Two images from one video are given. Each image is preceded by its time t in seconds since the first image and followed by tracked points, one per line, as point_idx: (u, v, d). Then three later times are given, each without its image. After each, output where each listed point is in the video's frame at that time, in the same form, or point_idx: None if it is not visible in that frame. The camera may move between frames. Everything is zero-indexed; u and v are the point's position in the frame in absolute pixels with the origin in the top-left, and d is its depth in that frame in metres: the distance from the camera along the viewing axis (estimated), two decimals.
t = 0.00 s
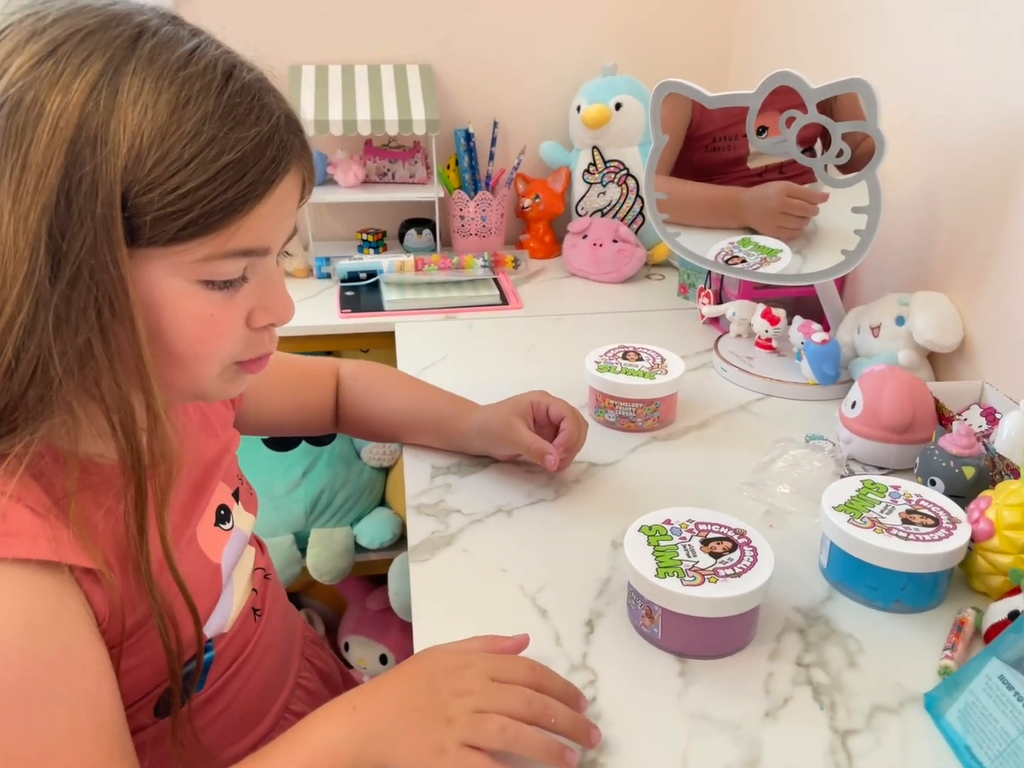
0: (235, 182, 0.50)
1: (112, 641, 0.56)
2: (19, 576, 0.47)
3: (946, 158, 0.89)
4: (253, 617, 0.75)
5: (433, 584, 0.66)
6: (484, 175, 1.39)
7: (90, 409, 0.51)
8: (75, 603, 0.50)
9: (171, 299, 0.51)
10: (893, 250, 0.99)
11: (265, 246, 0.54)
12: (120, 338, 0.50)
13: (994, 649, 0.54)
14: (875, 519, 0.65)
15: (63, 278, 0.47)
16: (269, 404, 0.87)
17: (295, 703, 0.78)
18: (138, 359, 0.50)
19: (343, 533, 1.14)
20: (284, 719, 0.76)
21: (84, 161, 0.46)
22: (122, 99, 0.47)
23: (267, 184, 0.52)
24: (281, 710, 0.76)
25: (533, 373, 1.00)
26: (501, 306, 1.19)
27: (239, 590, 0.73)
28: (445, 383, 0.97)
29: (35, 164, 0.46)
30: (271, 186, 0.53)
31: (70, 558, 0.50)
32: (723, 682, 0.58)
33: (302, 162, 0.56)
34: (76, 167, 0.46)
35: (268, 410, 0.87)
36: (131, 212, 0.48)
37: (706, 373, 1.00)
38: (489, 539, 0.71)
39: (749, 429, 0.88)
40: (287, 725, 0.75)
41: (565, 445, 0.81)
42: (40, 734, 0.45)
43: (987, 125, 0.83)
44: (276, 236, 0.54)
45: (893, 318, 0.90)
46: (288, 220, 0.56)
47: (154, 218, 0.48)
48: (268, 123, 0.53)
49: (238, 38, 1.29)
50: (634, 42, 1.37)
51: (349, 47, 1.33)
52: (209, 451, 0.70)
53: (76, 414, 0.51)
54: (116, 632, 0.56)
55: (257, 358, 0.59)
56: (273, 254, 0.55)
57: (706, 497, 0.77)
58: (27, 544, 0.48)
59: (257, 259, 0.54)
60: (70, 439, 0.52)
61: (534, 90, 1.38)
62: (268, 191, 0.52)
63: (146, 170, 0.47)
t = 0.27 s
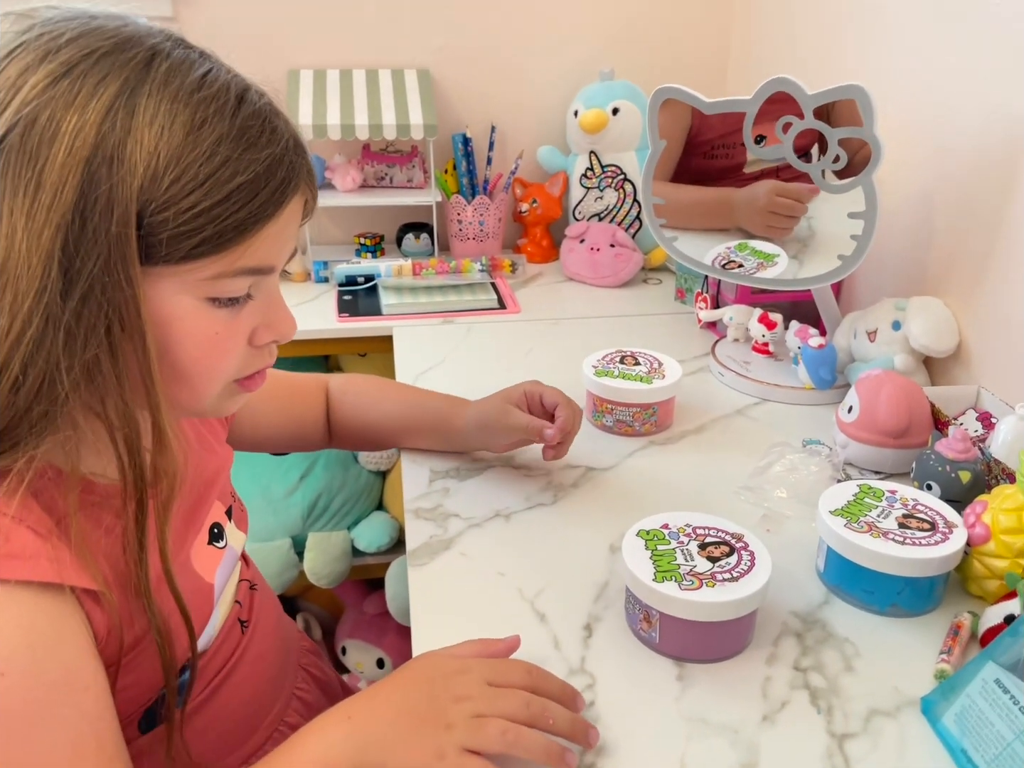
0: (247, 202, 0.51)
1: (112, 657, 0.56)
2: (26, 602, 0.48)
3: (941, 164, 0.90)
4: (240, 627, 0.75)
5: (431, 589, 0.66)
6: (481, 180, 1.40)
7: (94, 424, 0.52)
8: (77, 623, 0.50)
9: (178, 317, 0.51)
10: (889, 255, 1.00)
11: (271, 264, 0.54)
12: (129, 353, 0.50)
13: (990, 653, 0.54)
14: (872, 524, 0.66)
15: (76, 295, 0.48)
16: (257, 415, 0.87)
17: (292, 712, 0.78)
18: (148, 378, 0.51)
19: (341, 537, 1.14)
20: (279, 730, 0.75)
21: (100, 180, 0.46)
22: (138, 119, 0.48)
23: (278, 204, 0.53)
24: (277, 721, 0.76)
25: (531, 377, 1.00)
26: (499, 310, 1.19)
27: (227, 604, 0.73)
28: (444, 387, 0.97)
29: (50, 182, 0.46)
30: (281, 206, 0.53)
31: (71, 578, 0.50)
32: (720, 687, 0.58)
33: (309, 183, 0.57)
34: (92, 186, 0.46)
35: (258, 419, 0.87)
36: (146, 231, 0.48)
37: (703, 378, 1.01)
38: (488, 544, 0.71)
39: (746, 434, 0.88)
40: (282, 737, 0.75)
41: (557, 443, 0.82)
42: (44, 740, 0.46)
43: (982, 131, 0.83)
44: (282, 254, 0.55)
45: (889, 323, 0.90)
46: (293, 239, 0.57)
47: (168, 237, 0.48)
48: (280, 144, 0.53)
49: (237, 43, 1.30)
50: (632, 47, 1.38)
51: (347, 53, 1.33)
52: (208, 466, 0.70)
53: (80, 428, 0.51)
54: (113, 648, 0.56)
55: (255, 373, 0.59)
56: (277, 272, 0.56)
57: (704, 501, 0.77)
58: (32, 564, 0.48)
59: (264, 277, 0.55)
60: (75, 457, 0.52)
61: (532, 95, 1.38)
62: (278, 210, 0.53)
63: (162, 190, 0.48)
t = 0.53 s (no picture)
0: (248, 209, 0.51)
1: (112, 664, 0.56)
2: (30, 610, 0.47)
3: (940, 167, 0.90)
4: (239, 632, 0.75)
5: (432, 591, 0.66)
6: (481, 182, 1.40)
7: (96, 430, 0.52)
8: (80, 630, 0.50)
9: (180, 324, 0.51)
10: (888, 258, 1.00)
11: (271, 271, 0.55)
12: (130, 361, 0.50)
13: (990, 654, 0.54)
14: (873, 526, 0.66)
15: (78, 302, 0.48)
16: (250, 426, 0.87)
17: (292, 716, 0.78)
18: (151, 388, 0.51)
19: (340, 539, 1.14)
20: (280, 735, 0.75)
21: (103, 187, 0.46)
22: (141, 126, 0.48)
23: (278, 211, 0.53)
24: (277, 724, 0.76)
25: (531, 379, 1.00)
26: (499, 313, 1.19)
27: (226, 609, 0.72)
28: (444, 389, 0.97)
29: (53, 188, 0.46)
30: (281, 213, 0.54)
31: (75, 585, 0.50)
32: (721, 688, 0.58)
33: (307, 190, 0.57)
34: (95, 193, 0.46)
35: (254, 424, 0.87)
36: (149, 238, 0.48)
37: (703, 380, 1.01)
38: (488, 546, 0.71)
39: (747, 436, 0.88)
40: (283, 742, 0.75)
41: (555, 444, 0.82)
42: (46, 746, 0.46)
43: (981, 134, 0.83)
44: (280, 261, 0.56)
45: (889, 325, 0.91)
46: (292, 247, 0.57)
47: (171, 244, 0.49)
48: (280, 152, 0.54)
49: (237, 45, 1.30)
50: (631, 49, 1.38)
51: (347, 55, 1.33)
52: (208, 472, 0.70)
53: (82, 435, 0.51)
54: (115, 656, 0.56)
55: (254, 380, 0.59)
56: (277, 278, 0.56)
57: (704, 503, 0.77)
58: (35, 570, 0.48)
59: (263, 283, 0.55)
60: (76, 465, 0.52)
61: (531, 97, 1.39)
62: (278, 218, 0.53)
63: (165, 196, 0.48)
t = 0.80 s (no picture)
0: (251, 196, 0.50)
1: (118, 664, 0.56)
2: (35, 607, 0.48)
3: (951, 167, 0.90)
4: (252, 638, 0.74)
5: (442, 591, 0.66)
6: (488, 183, 1.40)
7: (104, 429, 0.52)
8: (84, 629, 0.50)
9: (185, 316, 0.51)
10: (898, 258, 1.00)
11: (278, 259, 0.53)
12: (134, 356, 0.50)
13: (1005, 657, 0.53)
14: (885, 527, 0.65)
15: (80, 295, 0.48)
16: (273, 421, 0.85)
17: (298, 722, 0.77)
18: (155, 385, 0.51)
19: (348, 539, 1.14)
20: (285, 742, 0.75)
21: (101, 179, 0.46)
22: (138, 116, 0.47)
23: (283, 196, 0.52)
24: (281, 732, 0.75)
25: (539, 379, 1.00)
26: (507, 313, 1.19)
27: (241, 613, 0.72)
28: (452, 389, 0.97)
29: (52, 183, 0.46)
30: (287, 199, 0.52)
31: (81, 584, 0.50)
32: (733, 690, 0.58)
33: (318, 175, 0.56)
34: (93, 185, 0.46)
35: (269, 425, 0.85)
36: (148, 228, 0.48)
37: (712, 381, 1.00)
38: (498, 547, 0.71)
39: (756, 437, 0.88)
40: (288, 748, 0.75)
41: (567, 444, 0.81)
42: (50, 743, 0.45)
43: (992, 134, 0.83)
44: (290, 248, 0.54)
45: (899, 326, 0.90)
46: (303, 235, 0.56)
47: (169, 233, 0.48)
48: (285, 136, 0.52)
49: (245, 45, 1.30)
50: (639, 50, 1.38)
51: (355, 56, 1.33)
52: (223, 472, 0.70)
53: (90, 432, 0.51)
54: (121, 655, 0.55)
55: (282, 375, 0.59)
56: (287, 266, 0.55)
57: (713, 504, 0.77)
58: (38, 567, 0.48)
59: (273, 272, 0.54)
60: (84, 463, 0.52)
61: (539, 97, 1.39)
62: (284, 204, 0.52)
63: (162, 186, 0.47)
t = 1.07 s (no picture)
0: (175, 107, 0.48)
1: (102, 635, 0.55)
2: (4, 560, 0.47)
3: (952, 167, 0.90)
4: (260, 655, 0.73)
5: (442, 591, 0.66)
6: (489, 183, 1.40)
7: (70, 381, 0.51)
8: (63, 595, 0.49)
9: (136, 253, 0.48)
10: (899, 259, 0.99)
11: (233, 181, 0.50)
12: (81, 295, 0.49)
13: (1005, 657, 0.53)
14: (885, 528, 0.65)
15: (32, 235, 0.49)
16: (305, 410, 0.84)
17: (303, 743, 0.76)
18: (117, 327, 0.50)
19: (348, 539, 1.14)
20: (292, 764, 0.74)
21: (38, 118, 0.48)
22: (70, 53, 0.49)
23: (212, 110, 0.49)
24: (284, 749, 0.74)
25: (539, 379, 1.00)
26: (507, 313, 1.19)
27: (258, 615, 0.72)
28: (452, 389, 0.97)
29: (6, 135, 0.49)
30: (224, 112, 0.50)
31: (62, 548, 0.49)
32: (733, 690, 0.58)
33: (271, 102, 0.53)
34: (33, 125, 0.48)
35: (305, 416, 0.85)
36: (80, 156, 0.48)
37: (712, 381, 1.00)
38: (498, 547, 0.71)
39: (756, 437, 0.88)
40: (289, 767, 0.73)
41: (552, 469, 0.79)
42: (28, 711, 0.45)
43: (993, 134, 0.83)
44: (246, 168, 0.51)
45: (900, 326, 0.90)
46: (271, 159, 0.52)
47: (98, 157, 0.48)
48: (217, 56, 0.51)
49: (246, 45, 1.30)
50: (640, 50, 1.38)
51: (356, 56, 1.34)
52: (252, 468, 0.70)
53: (57, 384, 0.51)
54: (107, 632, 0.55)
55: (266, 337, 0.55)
56: (254, 196, 0.51)
57: (713, 504, 0.77)
58: (18, 522, 0.47)
59: (231, 198, 0.50)
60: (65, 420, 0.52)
61: (540, 98, 1.39)
62: (220, 119, 0.50)
63: (87, 109, 0.47)
